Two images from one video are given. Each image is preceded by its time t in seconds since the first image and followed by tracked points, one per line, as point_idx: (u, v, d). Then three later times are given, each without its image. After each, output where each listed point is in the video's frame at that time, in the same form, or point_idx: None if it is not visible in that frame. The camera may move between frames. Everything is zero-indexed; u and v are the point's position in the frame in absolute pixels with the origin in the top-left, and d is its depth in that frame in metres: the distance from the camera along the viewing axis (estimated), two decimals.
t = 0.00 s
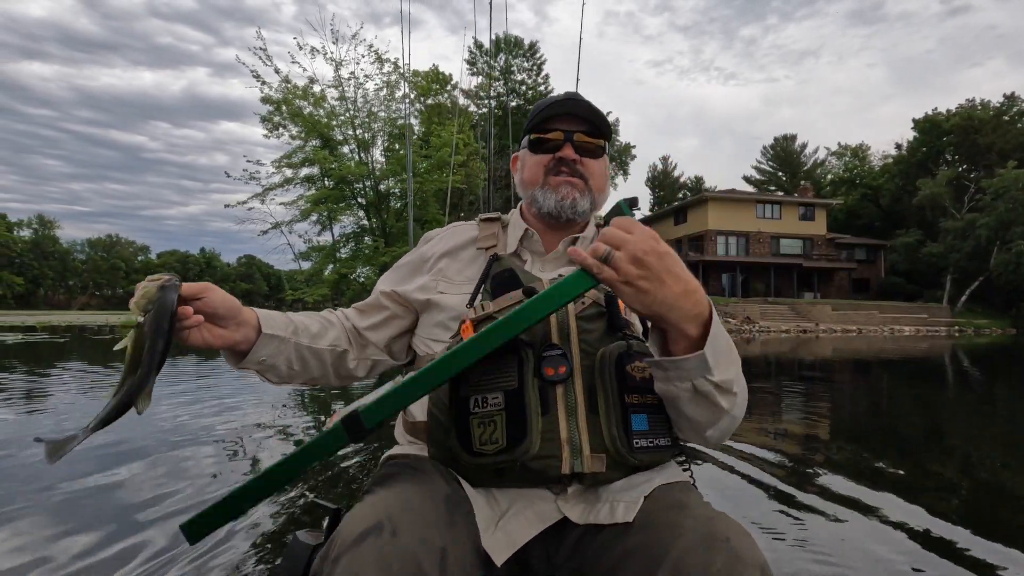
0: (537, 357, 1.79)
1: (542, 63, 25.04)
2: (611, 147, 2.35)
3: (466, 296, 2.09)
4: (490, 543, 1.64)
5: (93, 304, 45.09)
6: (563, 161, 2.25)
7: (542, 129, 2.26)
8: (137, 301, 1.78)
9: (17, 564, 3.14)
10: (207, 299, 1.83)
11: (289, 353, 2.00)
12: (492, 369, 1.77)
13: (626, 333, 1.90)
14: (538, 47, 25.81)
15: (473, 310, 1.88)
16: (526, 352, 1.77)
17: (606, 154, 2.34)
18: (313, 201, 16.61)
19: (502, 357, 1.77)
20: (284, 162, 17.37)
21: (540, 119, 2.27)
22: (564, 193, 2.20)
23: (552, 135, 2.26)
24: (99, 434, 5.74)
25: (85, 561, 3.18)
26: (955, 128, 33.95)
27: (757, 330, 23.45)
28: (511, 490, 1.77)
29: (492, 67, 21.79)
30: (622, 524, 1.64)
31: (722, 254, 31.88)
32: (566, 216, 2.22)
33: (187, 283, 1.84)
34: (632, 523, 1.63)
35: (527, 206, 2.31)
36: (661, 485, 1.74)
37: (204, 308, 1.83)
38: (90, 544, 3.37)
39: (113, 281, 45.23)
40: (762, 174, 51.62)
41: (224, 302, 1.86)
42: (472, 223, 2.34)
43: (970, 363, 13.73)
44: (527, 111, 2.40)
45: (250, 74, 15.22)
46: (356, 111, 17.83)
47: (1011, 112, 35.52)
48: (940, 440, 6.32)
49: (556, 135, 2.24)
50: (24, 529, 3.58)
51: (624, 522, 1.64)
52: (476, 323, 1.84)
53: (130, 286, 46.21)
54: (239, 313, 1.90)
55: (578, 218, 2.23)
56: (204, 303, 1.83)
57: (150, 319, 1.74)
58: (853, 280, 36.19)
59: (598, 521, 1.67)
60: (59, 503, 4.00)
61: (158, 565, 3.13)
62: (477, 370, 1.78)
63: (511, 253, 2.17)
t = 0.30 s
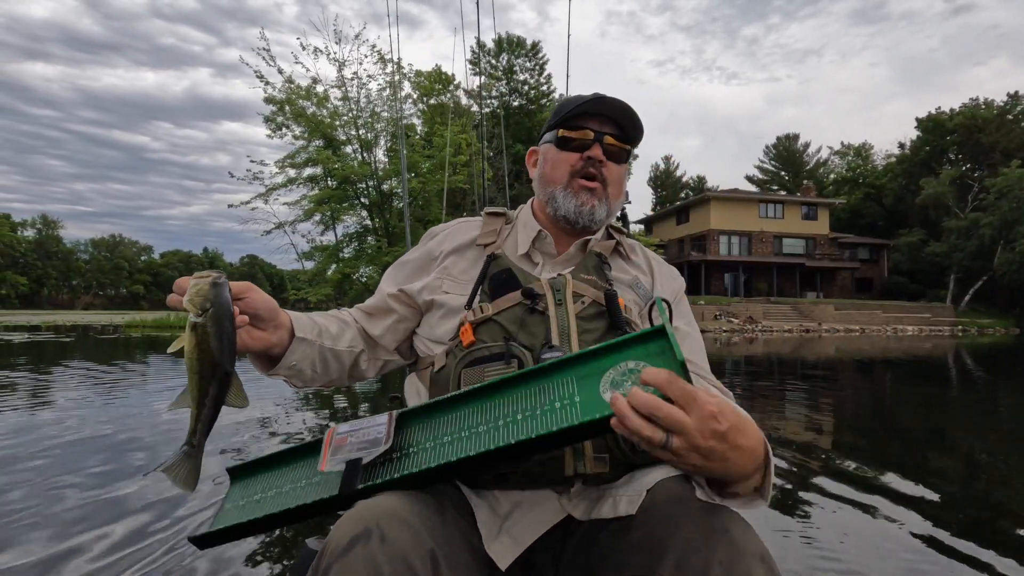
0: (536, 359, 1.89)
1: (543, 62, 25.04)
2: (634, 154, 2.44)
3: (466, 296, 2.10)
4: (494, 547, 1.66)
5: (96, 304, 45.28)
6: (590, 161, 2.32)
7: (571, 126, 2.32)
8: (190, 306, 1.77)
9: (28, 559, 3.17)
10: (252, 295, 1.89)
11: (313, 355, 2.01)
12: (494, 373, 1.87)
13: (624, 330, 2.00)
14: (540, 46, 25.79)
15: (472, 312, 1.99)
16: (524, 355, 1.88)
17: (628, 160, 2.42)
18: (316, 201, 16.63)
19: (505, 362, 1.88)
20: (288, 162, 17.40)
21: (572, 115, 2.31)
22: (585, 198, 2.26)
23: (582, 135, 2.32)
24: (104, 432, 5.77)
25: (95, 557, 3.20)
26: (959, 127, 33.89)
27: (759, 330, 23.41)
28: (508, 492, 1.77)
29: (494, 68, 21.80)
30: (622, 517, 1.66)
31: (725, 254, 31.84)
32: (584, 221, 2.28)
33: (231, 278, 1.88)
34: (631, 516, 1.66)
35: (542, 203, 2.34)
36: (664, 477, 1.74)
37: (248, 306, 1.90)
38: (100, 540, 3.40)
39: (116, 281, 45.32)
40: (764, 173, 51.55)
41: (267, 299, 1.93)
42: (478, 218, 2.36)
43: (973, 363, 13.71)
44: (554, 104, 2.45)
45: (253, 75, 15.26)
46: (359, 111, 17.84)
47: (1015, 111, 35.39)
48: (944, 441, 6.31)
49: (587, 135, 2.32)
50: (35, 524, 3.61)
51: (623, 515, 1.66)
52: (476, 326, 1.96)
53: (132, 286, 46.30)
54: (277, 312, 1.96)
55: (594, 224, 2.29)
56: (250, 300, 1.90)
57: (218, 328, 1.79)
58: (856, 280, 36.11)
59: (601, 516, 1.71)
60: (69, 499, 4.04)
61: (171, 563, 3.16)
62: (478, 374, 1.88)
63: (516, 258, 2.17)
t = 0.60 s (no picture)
0: (538, 357, 1.90)
1: (546, 62, 25.04)
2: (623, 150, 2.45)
3: (465, 299, 2.11)
4: (495, 550, 1.69)
5: (99, 304, 45.53)
6: (582, 161, 2.32)
7: (563, 126, 2.31)
8: (254, 318, 1.53)
9: (32, 560, 3.15)
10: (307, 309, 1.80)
11: (345, 377, 1.95)
12: (496, 372, 1.88)
13: (625, 327, 2.02)
14: (542, 46, 25.79)
15: (472, 312, 2.00)
16: (527, 354, 1.89)
17: (618, 157, 2.44)
18: (319, 201, 16.65)
19: (507, 360, 1.88)
20: (290, 162, 17.43)
21: (563, 115, 2.31)
22: (582, 198, 2.26)
23: (574, 134, 2.32)
24: (107, 431, 5.78)
25: (98, 557, 3.18)
26: (961, 126, 33.82)
27: (761, 330, 23.37)
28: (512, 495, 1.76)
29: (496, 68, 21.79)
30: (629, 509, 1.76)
31: (727, 254, 31.81)
32: (580, 221, 2.28)
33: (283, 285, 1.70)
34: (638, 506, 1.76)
35: (535, 205, 2.35)
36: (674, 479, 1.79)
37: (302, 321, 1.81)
38: (103, 540, 3.39)
39: (119, 281, 45.37)
40: (767, 173, 51.49)
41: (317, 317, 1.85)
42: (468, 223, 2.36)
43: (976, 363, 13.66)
44: (540, 103, 2.44)
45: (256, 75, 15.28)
46: (362, 111, 17.85)
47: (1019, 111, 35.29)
48: (949, 441, 6.28)
49: (578, 134, 2.31)
50: (38, 523, 3.60)
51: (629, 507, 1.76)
52: (476, 326, 1.98)
53: (135, 286, 46.40)
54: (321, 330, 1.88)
55: (589, 223, 2.31)
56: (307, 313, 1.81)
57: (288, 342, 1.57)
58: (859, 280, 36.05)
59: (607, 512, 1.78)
60: (74, 498, 4.03)
61: (174, 562, 3.16)
62: (480, 374, 1.89)
63: (514, 259, 2.18)
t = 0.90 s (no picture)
0: (537, 359, 1.91)
1: (548, 62, 25.04)
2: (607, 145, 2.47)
3: (463, 303, 2.11)
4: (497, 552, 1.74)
5: (103, 304, 45.73)
6: (569, 159, 2.33)
7: (547, 126, 2.32)
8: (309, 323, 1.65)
9: (33, 559, 3.17)
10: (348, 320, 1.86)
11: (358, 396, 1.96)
12: (495, 374, 1.89)
13: (624, 327, 2.04)
14: (544, 46, 25.80)
15: (470, 315, 2.00)
16: (526, 356, 1.90)
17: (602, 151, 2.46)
18: (321, 201, 16.68)
19: (506, 362, 1.89)
20: (294, 163, 17.46)
21: (548, 114, 2.31)
22: (570, 197, 2.28)
23: (559, 132, 2.32)
24: (111, 429, 5.81)
25: (99, 559, 3.19)
26: (965, 126, 33.73)
27: (764, 329, 23.35)
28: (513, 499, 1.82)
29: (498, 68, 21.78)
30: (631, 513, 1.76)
31: (729, 254, 31.79)
32: (570, 219, 2.31)
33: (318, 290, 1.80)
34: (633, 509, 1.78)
35: (524, 204, 2.36)
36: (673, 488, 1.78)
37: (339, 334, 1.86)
38: (106, 540, 3.42)
39: (122, 281, 45.44)
40: (770, 173, 51.42)
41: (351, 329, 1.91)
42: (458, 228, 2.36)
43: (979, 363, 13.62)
44: (522, 101, 2.44)
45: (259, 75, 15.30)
46: (364, 112, 17.87)
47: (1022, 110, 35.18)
48: (950, 441, 6.29)
49: (562, 133, 2.32)
50: (39, 522, 3.61)
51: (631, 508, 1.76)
52: (475, 329, 1.98)
53: (138, 285, 46.49)
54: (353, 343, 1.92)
55: (579, 221, 2.33)
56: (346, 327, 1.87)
57: (346, 343, 1.70)
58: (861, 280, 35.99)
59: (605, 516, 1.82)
60: (75, 498, 4.04)
61: (178, 562, 3.19)
62: (479, 377, 1.90)
63: (510, 261, 2.20)
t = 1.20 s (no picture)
0: (538, 358, 1.92)
1: (550, 62, 25.05)
2: (597, 142, 2.47)
3: (463, 303, 2.13)
4: (494, 553, 1.77)
5: (106, 304, 45.78)
6: (558, 158, 2.34)
7: (536, 125, 2.32)
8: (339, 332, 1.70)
9: (35, 555, 3.19)
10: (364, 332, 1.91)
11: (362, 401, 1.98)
12: (495, 372, 1.89)
13: (623, 326, 2.05)
14: (546, 46, 25.80)
15: (470, 316, 2.02)
16: (526, 355, 1.91)
17: (592, 148, 2.46)
18: (324, 201, 16.71)
19: (506, 361, 1.90)
20: (296, 163, 17.50)
21: (535, 114, 2.31)
22: (561, 195, 2.29)
23: (547, 132, 2.33)
24: (112, 428, 5.83)
25: (99, 558, 3.18)
26: (967, 125, 33.68)
27: (766, 329, 23.32)
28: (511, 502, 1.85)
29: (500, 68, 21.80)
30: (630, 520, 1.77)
31: (731, 254, 31.75)
32: (562, 217, 2.31)
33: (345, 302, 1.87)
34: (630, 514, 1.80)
35: (516, 205, 2.37)
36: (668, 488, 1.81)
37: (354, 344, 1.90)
38: (108, 537, 3.43)
39: (125, 281, 45.52)
40: (772, 173, 51.39)
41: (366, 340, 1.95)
42: (454, 230, 2.37)
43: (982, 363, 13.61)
44: (511, 101, 2.45)
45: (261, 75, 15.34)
46: (367, 112, 17.89)
47: None
48: (953, 441, 6.28)
49: (551, 132, 2.32)
50: (42, 520, 3.63)
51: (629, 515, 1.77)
52: (475, 329, 2.00)
53: (141, 285, 46.60)
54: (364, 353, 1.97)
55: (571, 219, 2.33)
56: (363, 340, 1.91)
57: (375, 352, 1.76)
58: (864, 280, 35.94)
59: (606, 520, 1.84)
60: (77, 496, 4.05)
61: (179, 557, 3.21)
62: (479, 376, 1.91)
63: (507, 261, 2.22)
